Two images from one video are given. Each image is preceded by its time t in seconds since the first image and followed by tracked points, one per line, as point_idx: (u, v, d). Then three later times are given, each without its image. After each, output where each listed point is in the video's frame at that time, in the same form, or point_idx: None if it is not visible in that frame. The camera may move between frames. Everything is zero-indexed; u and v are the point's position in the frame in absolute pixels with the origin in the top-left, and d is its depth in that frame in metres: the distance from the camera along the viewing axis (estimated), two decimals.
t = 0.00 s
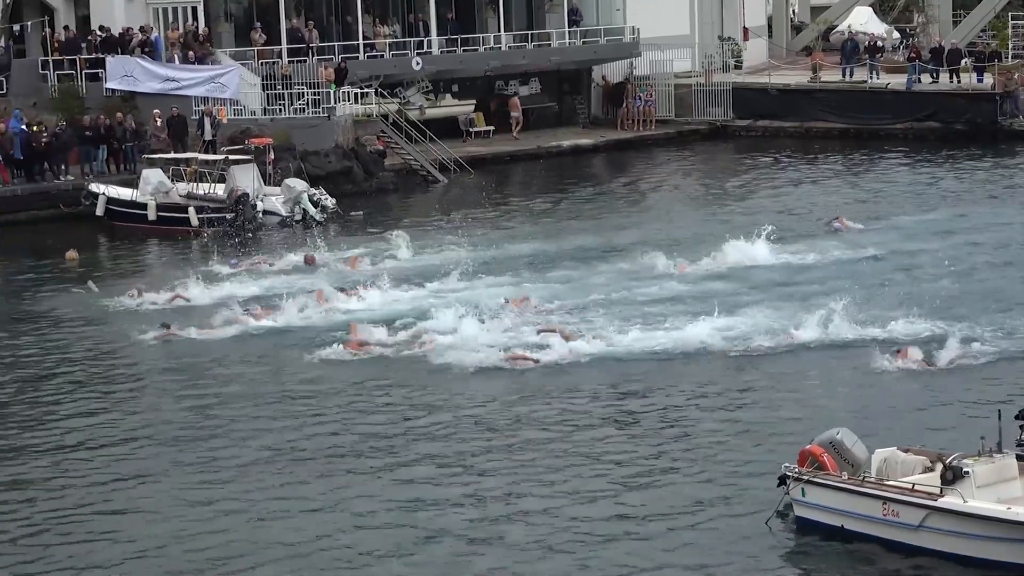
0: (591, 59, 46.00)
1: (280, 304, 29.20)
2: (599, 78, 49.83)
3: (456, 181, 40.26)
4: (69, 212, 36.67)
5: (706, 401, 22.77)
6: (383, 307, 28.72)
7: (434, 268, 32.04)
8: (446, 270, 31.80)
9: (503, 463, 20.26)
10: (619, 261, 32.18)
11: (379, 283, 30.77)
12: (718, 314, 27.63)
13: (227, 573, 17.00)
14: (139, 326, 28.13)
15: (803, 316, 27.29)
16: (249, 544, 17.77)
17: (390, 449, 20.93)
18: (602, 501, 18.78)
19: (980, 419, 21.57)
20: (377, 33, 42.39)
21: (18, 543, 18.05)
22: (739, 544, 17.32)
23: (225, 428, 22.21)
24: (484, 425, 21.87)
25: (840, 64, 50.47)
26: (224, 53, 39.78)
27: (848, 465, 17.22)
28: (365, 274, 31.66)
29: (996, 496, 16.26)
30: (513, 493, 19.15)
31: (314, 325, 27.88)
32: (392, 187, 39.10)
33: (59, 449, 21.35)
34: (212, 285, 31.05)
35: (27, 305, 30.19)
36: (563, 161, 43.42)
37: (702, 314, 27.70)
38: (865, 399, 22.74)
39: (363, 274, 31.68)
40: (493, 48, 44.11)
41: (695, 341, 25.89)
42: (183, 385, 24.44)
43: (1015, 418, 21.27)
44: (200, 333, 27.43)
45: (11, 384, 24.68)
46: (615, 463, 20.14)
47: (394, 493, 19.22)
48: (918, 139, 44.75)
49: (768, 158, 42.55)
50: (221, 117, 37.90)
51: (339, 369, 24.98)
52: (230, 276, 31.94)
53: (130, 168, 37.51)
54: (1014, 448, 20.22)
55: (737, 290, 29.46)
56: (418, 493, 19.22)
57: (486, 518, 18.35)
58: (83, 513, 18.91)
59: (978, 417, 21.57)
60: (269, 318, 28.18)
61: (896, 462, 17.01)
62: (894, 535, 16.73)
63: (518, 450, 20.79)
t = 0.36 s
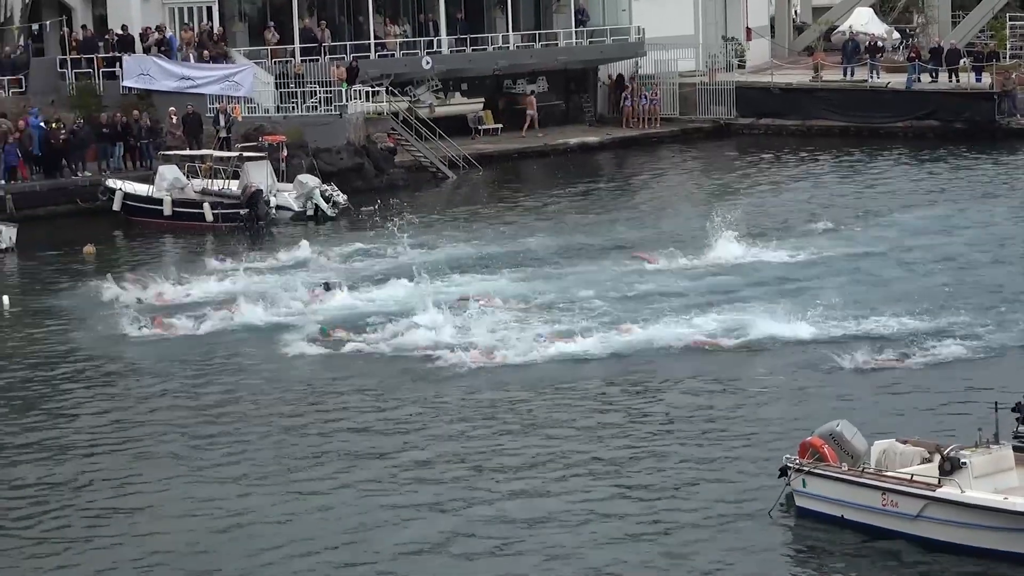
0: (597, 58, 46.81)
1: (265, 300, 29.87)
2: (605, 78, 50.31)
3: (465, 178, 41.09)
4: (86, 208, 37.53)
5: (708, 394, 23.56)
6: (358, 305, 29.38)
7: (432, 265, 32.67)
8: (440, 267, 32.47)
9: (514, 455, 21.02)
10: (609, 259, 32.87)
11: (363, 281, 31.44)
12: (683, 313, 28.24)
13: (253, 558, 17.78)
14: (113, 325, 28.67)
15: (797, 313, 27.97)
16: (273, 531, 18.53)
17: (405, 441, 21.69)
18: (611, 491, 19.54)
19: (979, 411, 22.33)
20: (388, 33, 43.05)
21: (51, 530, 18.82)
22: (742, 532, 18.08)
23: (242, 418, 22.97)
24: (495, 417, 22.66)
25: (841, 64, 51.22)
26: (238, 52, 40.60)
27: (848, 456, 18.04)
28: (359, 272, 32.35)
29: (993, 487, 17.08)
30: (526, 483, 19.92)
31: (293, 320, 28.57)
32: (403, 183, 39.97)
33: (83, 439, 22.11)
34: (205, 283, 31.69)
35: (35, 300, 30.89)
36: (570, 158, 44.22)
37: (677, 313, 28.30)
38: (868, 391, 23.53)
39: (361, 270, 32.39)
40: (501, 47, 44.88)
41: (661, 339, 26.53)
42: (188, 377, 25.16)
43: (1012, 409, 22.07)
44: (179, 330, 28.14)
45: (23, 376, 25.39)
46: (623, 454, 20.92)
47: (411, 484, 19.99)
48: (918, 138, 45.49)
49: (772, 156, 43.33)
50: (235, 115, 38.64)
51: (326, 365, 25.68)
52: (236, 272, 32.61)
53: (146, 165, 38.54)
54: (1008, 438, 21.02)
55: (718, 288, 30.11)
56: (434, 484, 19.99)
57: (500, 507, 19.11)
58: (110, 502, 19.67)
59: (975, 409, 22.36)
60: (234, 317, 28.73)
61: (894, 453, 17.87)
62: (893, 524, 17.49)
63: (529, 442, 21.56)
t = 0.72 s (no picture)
0: (602, 59, 47.66)
1: (246, 302, 30.59)
2: (610, 78, 51.25)
3: (475, 176, 41.95)
4: (104, 207, 38.47)
5: (713, 390, 24.36)
6: (342, 305, 30.06)
7: (431, 264, 33.40)
8: (436, 266, 33.19)
9: (528, 449, 21.88)
10: (601, 257, 33.58)
11: (348, 280, 32.09)
12: (659, 313, 28.84)
13: (282, 548, 18.62)
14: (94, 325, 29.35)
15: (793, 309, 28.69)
16: (300, 522, 19.36)
17: (421, 435, 22.56)
18: (622, 483, 20.38)
19: (978, 404, 23.18)
20: (397, 35, 43.91)
21: (86, 521, 19.64)
22: (747, 522, 18.92)
23: (263, 414, 23.80)
24: (505, 412, 23.49)
25: (842, 64, 52.02)
26: (251, 54, 41.57)
27: (850, 447, 18.81)
28: (358, 271, 33.02)
29: (992, 476, 17.90)
30: (541, 476, 20.77)
31: (274, 320, 29.26)
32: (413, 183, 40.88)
33: (109, 435, 22.94)
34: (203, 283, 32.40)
35: (43, 298, 31.64)
36: (577, 156, 45.05)
37: (653, 310, 28.97)
38: (869, 386, 24.35)
39: (360, 270, 33.14)
40: (508, 48, 45.75)
41: (633, 340, 27.16)
42: (191, 376, 25.93)
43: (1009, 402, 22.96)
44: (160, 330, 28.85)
45: (36, 375, 26.18)
46: (633, 447, 21.80)
47: (432, 476, 20.84)
48: (917, 135, 46.27)
49: (775, 153, 44.17)
50: (248, 114, 39.60)
51: (316, 364, 26.37)
52: (246, 271, 33.38)
53: (162, 165, 39.46)
54: (1004, 431, 21.88)
55: (696, 287, 30.80)
56: (454, 475, 20.86)
57: (517, 498, 19.96)
58: (140, 495, 20.51)
59: (972, 403, 23.20)
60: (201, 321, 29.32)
61: (895, 444, 18.67)
62: (893, 513, 18.29)
63: (542, 436, 22.42)
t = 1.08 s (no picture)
0: (608, 57, 48.09)
1: (220, 302, 30.80)
2: (615, 76, 51.72)
3: (481, 173, 42.38)
4: (115, 204, 38.94)
5: (716, 385, 24.76)
6: (321, 304, 30.35)
7: (427, 262, 33.70)
8: (429, 264, 33.50)
9: (535, 442, 22.29)
10: (593, 255, 33.87)
11: (334, 279, 32.35)
12: (640, 311, 29.05)
13: (295, 541, 19.01)
14: (68, 325, 29.61)
15: (789, 309, 28.96)
16: (313, 516, 19.76)
17: (430, 429, 22.97)
18: (628, 476, 20.80)
19: (979, 397, 23.57)
20: (405, 34, 44.40)
21: (102, 514, 20.07)
22: (750, 514, 19.35)
23: (272, 408, 24.23)
24: (510, 406, 23.89)
25: (844, 61, 52.41)
26: (260, 52, 42.06)
27: (853, 441, 19.19)
28: (361, 266, 33.47)
29: (993, 470, 18.28)
30: (548, 469, 21.18)
31: (247, 320, 29.45)
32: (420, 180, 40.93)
33: (122, 430, 23.39)
34: (192, 283, 32.63)
35: (41, 295, 32.00)
36: (583, 153, 45.48)
37: (632, 309, 29.18)
38: (871, 381, 24.70)
39: (359, 266, 33.52)
40: (515, 46, 46.21)
41: (606, 339, 27.44)
42: (183, 373, 26.26)
43: (1010, 395, 23.33)
44: (134, 330, 29.09)
45: (34, 373, 26.56)
46: (640, 440, 22.23)
47: (443, 470, 21.23)
48: (919, 132, 46.59)
49: (779, 149, 44.61)
50: (257, 112, 40.21)
51: (307, 362, 26.67)
52: (250, 268, 33.76)
53: (173, 162, 39.92)
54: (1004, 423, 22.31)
55: (677, 285, 31.06)
56: (464, 469, 21.26)
57: (526, 492, 20.36)
58: (155, 489, 20.95)
59: (973, 397, 23.60)
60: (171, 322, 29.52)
61: (897, 438, 19.02)
62: (896, 506, 18.72)
63: (549, 430, 22.85)
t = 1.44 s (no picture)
0: (618, 53, 48.01)
1: (191, 301, 30.48)
2: (625, 71, 51.79)
3: (491, 169, 42.33)
4: (125, 199, 38.94)
5: (723, 382, 24.72)
6: (301, 303, 30.14)
7: (424, 259, 33.60)
8: (424, 262, 33.37)
9: (541, 440, 22.27)
10: (590, 252, 33.75)
11: (321, 277, 32.21)
12: (624, 312, 28.83)
13: (302, 538, 18.99)
14: (38, 324, 29.41)
15: (791, 307, 28.79)
16: (320, 513, 19.74)
17: (437, 425, 22.96)
18: (636, 473, 20.78)
19: (990, 395, 23.54)
20: (415, 30, 44.36)
21: (111, 510, 20.07)
22: (758, 511, 19.33)
23: (278, 405, 24.18)
24: (518, 404, 23.85)
25: (854, 57, 52.34)
26: (270, 48, 42.07)
27: (862, 437, 19.31)
28: (363, 262, 33.46)
29: (1003, 467, 18.24)
30: (555, 466, 21.15)
31: (224, 318, 29.26)
32: (430, 175, 41.16)
33: (132, 426, 23.40)
34: (175, 281, 32.33)
35: (30, 292, 31.85)
36: (592, 149, 45.45)
37: (616, 311, 28.95)
38: (877, 378, 24.63)
39: (360, 262, 33.47)
40: (525, 42, 46.18)
41: (585, 340, 27.20)
42: (170, 373, 26.08)
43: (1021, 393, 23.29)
44: (108, 329, 28.83)
45: (26, 370, 26.46)
46: (649, 437, 22.21)
47: (450, 467, 21.21)
48: (929, 128, 46.58)
49: (789, 145, 44.57)
50: (267, 108, 40.22)
51: (298, 361, 26.54)
52: (251, 264, 33.70)
53: (183, 157, 39.90)
54: (1017, 421, 22.30)
55: (663, 283, 30.88)
56: (471, 465, 21.25)
57: (533, 489, 20.34)
58: (163, 485, 20.94)
59: (984, 395, 23.56)
60: (140, 322, 29.22)
61: (906, 434, 19.03)
62: (905, 503, 18.68)
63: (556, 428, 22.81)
